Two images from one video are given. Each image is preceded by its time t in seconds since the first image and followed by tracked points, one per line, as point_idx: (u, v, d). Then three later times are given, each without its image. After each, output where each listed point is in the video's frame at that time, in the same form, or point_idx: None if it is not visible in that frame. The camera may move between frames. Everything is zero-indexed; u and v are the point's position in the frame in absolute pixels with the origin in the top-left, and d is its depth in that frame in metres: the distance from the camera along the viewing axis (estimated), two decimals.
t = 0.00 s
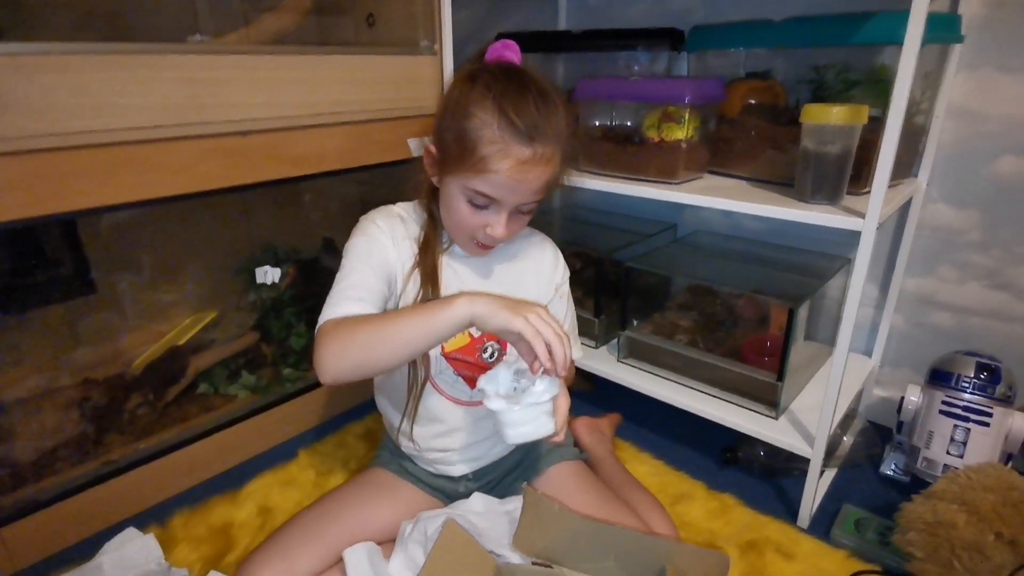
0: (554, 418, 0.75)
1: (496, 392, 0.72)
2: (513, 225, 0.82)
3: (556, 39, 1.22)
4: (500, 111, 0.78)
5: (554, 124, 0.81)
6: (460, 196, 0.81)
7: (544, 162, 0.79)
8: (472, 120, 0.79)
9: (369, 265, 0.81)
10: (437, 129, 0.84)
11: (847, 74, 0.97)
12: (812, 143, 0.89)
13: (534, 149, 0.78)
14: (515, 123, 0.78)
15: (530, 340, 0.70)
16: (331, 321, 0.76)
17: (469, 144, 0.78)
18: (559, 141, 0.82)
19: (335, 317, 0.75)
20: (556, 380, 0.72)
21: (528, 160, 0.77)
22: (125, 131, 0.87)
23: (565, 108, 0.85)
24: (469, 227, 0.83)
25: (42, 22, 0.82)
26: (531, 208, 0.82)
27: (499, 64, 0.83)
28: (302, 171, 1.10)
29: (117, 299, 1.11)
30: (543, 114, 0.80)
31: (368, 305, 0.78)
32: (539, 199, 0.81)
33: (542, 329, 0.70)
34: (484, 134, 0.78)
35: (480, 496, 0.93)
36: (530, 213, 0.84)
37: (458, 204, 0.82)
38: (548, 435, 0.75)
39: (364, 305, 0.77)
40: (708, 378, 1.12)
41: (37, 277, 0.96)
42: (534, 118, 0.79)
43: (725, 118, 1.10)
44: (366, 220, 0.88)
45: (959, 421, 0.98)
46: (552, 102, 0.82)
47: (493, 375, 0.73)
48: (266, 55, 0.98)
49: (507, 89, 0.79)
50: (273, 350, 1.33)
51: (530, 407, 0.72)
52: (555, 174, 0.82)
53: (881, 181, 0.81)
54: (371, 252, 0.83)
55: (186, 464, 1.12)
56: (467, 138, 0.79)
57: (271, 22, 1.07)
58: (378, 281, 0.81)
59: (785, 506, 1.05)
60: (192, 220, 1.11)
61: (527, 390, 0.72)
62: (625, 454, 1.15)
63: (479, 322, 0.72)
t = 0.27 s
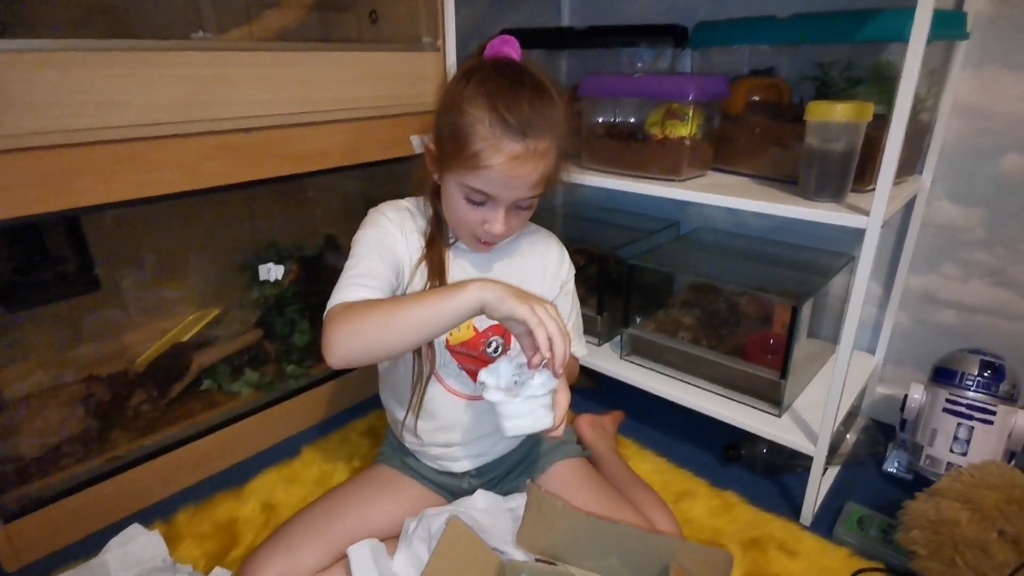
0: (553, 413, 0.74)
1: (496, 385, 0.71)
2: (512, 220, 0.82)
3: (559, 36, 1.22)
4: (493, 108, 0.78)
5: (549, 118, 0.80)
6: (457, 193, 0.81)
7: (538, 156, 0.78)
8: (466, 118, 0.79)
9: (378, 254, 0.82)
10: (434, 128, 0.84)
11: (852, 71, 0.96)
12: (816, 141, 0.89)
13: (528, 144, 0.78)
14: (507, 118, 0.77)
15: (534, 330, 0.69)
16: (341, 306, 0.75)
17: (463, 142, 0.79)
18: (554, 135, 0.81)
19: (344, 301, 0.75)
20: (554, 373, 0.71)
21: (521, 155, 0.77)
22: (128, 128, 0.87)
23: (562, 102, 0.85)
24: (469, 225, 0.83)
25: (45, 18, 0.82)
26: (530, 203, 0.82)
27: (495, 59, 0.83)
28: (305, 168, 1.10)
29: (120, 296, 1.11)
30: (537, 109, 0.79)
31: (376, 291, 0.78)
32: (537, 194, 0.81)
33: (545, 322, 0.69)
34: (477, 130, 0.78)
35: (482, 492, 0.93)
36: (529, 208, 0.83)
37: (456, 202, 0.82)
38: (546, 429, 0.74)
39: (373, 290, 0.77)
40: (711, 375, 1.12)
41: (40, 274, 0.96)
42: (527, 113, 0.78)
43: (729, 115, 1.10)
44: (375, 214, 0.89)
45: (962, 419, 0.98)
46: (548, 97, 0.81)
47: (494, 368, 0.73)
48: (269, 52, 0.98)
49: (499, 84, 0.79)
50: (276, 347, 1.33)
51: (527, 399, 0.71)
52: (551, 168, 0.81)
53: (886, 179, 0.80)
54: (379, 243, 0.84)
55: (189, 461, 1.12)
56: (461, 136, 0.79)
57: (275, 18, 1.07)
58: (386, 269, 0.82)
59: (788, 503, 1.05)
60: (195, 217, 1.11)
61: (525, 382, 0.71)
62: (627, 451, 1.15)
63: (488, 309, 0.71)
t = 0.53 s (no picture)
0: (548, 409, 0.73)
1: (493, 379, 0.70)
2: (508, 216, 0.82)
3: (560, 34, 1.22)
4: (481, 105, 0.78)
5: (539, 112, 0.80)
6: (451, 192, 0.81)
7: (528, 151, 0.78)
8: (455, 116, 0.79)
9: (387, 239, 0.84)
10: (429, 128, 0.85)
11: (855, 69, 0.96)
12: (818, 139, 0.89)
13: (518, 139, 0.77)
14: (495, 114, 0.77)
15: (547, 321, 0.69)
16: (353, 278, 0.74)
17: (453, 141, 0.79)
18: (545, 129, 0.80)
19: (357, 273, 0.74)
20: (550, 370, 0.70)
21: (510, 150, 0.77)
22: (131, 126, 0.87)
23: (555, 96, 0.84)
24: (467, 223, 0.83)
25: (47, 16, 0.82)
26: (525, 198, 0.81)
27: (485, 57, 0.83)
28: (307, 166, 1.10)
29: (122, 294, 1.11)
30: (525, 104, 0.79)
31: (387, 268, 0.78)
32: (531, 188, 0.80)
33: (561, 317, 0.69)
34: (466, 128, 0.78)
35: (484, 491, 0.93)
36: (526, 204, 0.83)
37: (452, 200, 0.82)
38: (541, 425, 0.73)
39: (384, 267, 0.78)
40: (712, 374, 1.12)
41: (42, 271, 0.96)
42: (515, 108, 0.78)
43: (731, 114, 1.10)
44: (382, 206, 0.91)
45: (964, 418, 0.98)
46: (538, 91, 0.81)
47: (492, 360, 0.72)
48: (271, 50, 0.98)
49: (487, 81, 0.79)
50: (277, 345, 1.33)
51: (523, 394, 0.70)
52: (544, 162, 0.80)
53: (888, 177, 0.80)
54: (388, 229, 0.86)
55: (191, 458, 1.12)
56: (451, 134, 0.79)
57: (276, 15, 1.07)
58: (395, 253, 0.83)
59: (789, 501, 1.05)
60: (197, 214, 1.11)
61: (521, 377, 0.70)
62: (628, 449, 1.15)
63: (509, 291, 0.71)
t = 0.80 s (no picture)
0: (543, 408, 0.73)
1: (489, 374, 0.70)
2: (505, 210, 0.82)
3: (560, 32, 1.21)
4: (472, 100, 0.78)
5: (530, 104, 0.80)
6: (447, 188, 0.81)
7: (521, 143, 0.78)
8: (447, 113, 0.79)
9: (389, 230, 0.84)
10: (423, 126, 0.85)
11: (855, 67, 0.96)
12: (819, 137, 0.89)
13: (511, 132, 0.77)
14: (485, 108, 0.77)
15: (550, 312, 0.68)
16: (358, 264, 0.74)
17: (447, 137, 0.79)
18: (538, 121, 0.80)
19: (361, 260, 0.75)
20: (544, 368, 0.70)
21: (503, 143, 0.77)
22: (130, 124, 0.87)
23: (548, 89, 0.84)
24: (464, 219, 0.83)
25: (45, 13, 0.81)
26: (521, 191, 0.81)
27: (475, 52, 0.83)
28: (307, 164, 1.10)
29: (122, 292, 1.11)
30: (517, 96, 0.79)
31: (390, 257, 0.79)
32: (527, 181, 0.80)
33: (562, 311, 0.68)
34: (458, 123, 0.78)
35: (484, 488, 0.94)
36: (522, 197, 0.83)
37: (448, 198, 0.82)
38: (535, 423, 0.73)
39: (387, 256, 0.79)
40: (712, 372, 1.13)
41: (41, 270, 0.96)
42: (507, 101, 0.78)
43: (731, 112, 1.10)
44: (385, 200, 0.92)
45: (963, 416, 0.98)
46: (530, 84, 0.81)
47: (490, 355, 0.71)
48: (270, 48, 0.97)
49: (477, 76, 0.79)
50: (277, 343, 1.33)
51: (518, 390, 0.70)
52: (537, 154, 0.80)
53: (888, 176, 0.80)
54: (390, 222, 0.87)
55: (191, 457, 1.12)
56: (444, 131, 0.79)
57: (276, 13, 1.06)
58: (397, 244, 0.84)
59: (789, 500, 1.05)
60: (196, 212, 1.11)
61: (517, 373, 0.70)
62: (628, 448, 1.15)
63: (513, 281, 0.70)
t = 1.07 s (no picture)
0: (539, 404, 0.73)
1: (488, 369, 0.70)
2: (501, 207, 0.82)
3: (560, 32, 1.22)
4: (461, 99, 0.78)
5: (520, 100, 0.80)
6: (442, 188, 0.82)
7: (512, 139, 0.78)
8: (436, 114, 0.80)
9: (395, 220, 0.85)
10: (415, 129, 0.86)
11: (854, 66, 0.96)
12: (818, 137, 0.89)
13: (501, 128, 0.78)
14: (475, 106, 0.78)
15: (558, 302, 0.68)
16: (368, 251, 0.75)
17: (438, 137, 0.79)
18: (529, 116, 0.80)
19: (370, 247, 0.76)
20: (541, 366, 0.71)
21: (493, 140, 0.77)
22: (130, 123, 0.87)
23: (540, 85, 0.84)
24: (461, 218, 0.83)
25: (45, 13, 0.82)
26: (516, 187, 0.81)
27: (463, 52, 0.84)
28: (307, 163, 1.10)
29: (122, 291, 1.11)
30: (505, 93, 0.79)
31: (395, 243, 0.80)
32: (521, 177, 0.80)
33: (569, 304, 0.68)
34: (448, 123, 0.78)
35: (484, 487, 0.94)
36: (518, 194, 0.83)
37: (444, 198, 0.82)
38: (531, 418, 0.73)
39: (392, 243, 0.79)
40: (711, 370, 1.13)
41: (41, 269, 0.96)
42: (496, 99, 0.78)
43: (730, 111, 1.10)
44: (391, 194, 0.93)
45: (962, 414, 0.99)
46: (519, 81, 0.81)
47: (489, 349, 0.72)
48: (270, 47, 0.98)
49: (465, 76, 0.79)
50: (277, 342, 1.33)
51: (514, 386, 0.70)
52: (530, 150, 0.81)
53: (886, 175, 0.81)
54: (397, 212, 0.88)
55: (191, 456, 1.13)
56: (435, 131, 0.79)
57: (275, 12, 1.07)
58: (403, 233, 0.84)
59: (788, 498, 1.05)
60: (197, 211, 1.11)
61: (515, 369, 0.70)
62: (628, 446, 1.16)
63: (525, 274, 0.71)
